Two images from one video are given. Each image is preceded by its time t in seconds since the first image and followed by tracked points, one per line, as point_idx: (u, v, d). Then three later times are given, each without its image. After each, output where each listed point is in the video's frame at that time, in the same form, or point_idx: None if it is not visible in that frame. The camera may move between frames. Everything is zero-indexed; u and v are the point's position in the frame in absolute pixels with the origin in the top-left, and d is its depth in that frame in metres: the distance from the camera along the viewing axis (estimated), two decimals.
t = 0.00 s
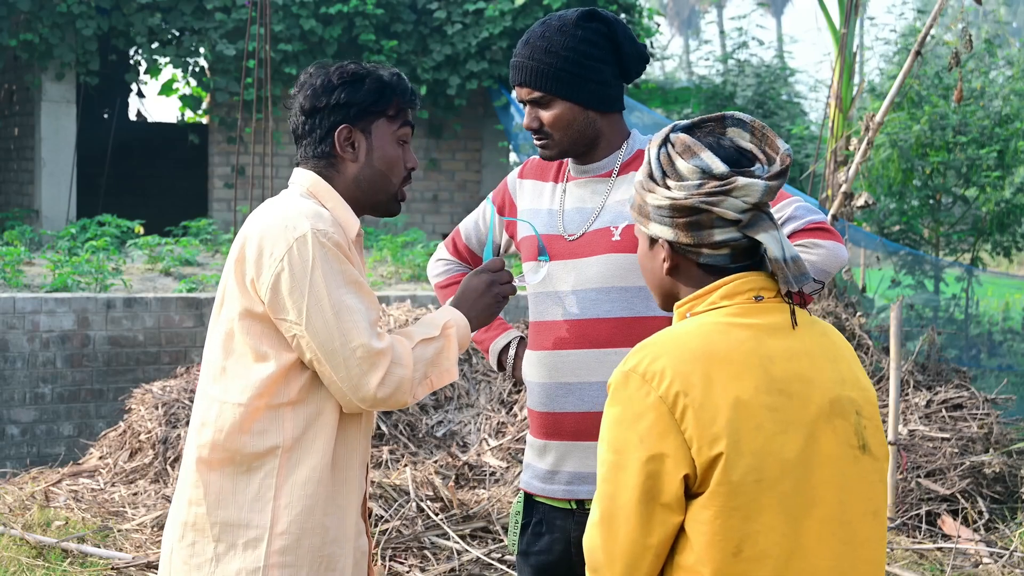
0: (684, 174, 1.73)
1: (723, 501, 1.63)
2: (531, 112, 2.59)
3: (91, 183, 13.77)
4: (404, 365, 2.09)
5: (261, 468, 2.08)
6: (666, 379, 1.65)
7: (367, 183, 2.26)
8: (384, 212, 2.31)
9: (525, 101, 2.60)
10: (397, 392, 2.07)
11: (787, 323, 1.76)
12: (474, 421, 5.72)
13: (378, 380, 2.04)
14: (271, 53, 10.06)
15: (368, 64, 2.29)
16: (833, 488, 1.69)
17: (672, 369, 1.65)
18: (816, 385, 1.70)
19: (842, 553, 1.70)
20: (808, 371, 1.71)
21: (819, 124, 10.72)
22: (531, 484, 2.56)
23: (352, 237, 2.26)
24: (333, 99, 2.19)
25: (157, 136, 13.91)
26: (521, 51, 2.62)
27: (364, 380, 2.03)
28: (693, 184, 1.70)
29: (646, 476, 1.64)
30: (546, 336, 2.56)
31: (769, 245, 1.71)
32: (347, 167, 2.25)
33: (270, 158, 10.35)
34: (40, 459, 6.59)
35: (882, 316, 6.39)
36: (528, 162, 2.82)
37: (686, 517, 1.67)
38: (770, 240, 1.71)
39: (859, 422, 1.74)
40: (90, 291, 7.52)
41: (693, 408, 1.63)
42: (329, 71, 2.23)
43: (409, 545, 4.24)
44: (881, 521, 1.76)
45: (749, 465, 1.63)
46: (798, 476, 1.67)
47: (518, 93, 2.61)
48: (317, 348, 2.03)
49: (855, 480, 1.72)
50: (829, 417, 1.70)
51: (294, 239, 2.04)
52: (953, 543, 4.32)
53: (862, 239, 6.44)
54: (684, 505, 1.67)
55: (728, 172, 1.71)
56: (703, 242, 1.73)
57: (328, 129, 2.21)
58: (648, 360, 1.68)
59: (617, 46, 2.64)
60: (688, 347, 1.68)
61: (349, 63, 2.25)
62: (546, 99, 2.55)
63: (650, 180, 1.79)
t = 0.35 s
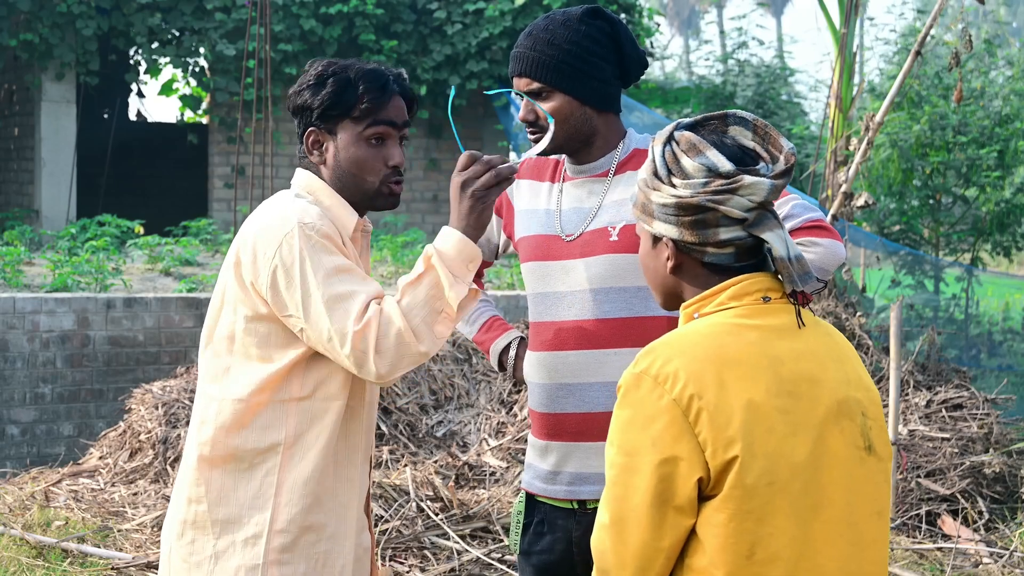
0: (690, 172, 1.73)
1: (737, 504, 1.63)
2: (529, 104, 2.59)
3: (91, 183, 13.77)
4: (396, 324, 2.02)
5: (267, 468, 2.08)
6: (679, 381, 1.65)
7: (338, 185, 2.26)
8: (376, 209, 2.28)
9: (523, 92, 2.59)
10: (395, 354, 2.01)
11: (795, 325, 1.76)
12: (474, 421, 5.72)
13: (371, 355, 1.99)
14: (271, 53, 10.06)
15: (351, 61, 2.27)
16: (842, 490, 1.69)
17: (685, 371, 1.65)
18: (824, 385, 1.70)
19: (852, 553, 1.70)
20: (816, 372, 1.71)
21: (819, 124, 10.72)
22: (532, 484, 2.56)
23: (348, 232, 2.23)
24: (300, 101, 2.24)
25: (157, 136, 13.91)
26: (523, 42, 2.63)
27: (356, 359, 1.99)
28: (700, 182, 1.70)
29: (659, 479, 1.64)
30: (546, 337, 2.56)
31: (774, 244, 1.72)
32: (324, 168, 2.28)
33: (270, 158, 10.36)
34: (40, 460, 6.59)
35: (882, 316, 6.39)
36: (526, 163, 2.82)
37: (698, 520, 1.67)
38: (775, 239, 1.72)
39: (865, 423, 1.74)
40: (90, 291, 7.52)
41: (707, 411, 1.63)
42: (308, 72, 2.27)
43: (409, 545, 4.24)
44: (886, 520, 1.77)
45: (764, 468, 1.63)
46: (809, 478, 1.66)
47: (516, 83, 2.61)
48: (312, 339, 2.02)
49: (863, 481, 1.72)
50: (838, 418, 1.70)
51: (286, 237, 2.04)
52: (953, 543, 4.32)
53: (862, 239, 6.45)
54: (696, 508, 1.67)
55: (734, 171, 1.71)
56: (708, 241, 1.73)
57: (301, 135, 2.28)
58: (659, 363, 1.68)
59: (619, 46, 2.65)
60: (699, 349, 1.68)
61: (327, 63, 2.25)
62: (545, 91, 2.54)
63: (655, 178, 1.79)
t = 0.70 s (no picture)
0: (684, 173, 1.73)
1: (739, 505, 1.63)
2: (527, 108, 2.58)
3: (91, 183, 13.78)
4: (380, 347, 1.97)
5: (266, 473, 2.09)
6: (682, 382, 1.65)
7: (375, 179, 2.26)
8: (395, 207, 2.32)
9: (522, 97, 2.59)
10: (379, 377, 1.97)
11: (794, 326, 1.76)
12: (475, 421, 5.71)
13: (351, 376, 1.96)
14: (271, 53, 10.06)
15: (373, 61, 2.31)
16: (843, 491, 1.69)
17: (687, 372, 1.65)
18: (825, 386, 1.70)
19: (854, 555, 1.70)
20: (817, 373, 1.71)
21: (819, 124, 10.73)
22: (530, 486, 2.56)
23: (355, 236, 2.28)
24: (342, 94, 2.21)
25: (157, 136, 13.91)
26: (518, 46, 2.63)
27: (335, 378, 1.97)
28: (693, 184, 1.70)
29: (661, 481, 1.64)
30: (545, 338, 2.56)
31: (769, 245, 1.71)
32: (356, 163, 2.25)
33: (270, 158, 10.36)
34: (40, 459, 6.59)
35: (882, 316, 6.39)
36: (523, 162, 2.84)
37: (700, 521, 1.68)
38: (771, 240, 1.71)
39: (866, 423, 1.74)
40: (90, 291, 7.52)
41: (709, 412, 1.63)
42: (334, 69, 2.25)
43: (409, 545, 4.24)
44: (886, 521, 1.77)
45: (766, 469, 1.63)
46: (810, 480, 1.66)
47: (515, 87, 2.61)
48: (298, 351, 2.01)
49: (864, 482, 1.72)
50: (839, 418, 1.70)
51: (280, 243, 2.04)
52: (953, 543, 4.32)
53: (862, 239, 6.45)
54: (698, 510, 1.67)
55: (727, 171, 1.71)
56: (703, 243, 1.73)
57: (336, 126, 2.22)
58: (661, 364, 1.68)
59: (615, 45, 2.64)
60: (700, 350, 1.68)
61: (353, 61, 2.27)
62: (543, 94, 2.54)
63: (650, 180, 1.79)
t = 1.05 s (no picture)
0: (684, 172, 1.74)
1: (734, 506, 1.63)
2: (526, 108, 2.58)
3: (91, 183, 13.78)
4: (303, 374, 2.04)
5: (258, 477, 2.11)
6: (678, 383, 1.65)
7: (385, 183, 2.30)
8: (402, 207, 2.37)
9: (520, 96, 2.59)
10: (286, 397, 2.04)
11: (793, 326, 1.76)
12: (474, 421, 5.71)
13: (263, 384, 2.02)
14: (271, 54, 10.06)
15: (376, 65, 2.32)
16: (841, 493, 1.69)
17: (684, 372, 1.65)
18: (824, 387, 1.70)
19: (851, 557, 1.70)
20: (817, 373, 1.71)
21: (819, 124, 10.73)
22: (530, 486, 2.56)
23: (355, 237, 2.28)
24: (354, 101, 2.21)
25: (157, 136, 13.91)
26: (517, 45, 2.63)
27: (249, 378, 2.02)
28: (692, 183, 1.70)
29: (656, 480, 1.64)
30: (544, 339, 2.56)
31: (768, 245, 1.70)
32: (368, 169, 2.28)
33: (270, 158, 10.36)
34: (40, 459, 6.59)
35: (882, 317, 6.39)
36: (522, 162, 2.82)
37: (697, 521, 1.67)
38: (770, 240, 1.71)
39: (865, 424, 1.74)
40: (90, 291, 7.52)
41: (704, 412, 1.63)
42: (342, 74, 2.25)
43: (409, 545, 4.24)
44: (885, 524, 1.77)
45: (761, 469, 1.63)
46: (806, 482, 1.66)
47: (514, 87, 2.61)
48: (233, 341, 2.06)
49: (863, 483, 1.72)
50: (837, 419, 1.70)
51: (261, 238, 2.08)
52: (953, 543, 4.32)
53: (862, 239, 6.45)
54: (695, 510, 1.67)
55: (726, 171, 1.71)
56: (702, 241, 1.72)
57: (350, 131, 2.23)
58: (658, 364, 1.68)
59: (614, 45, 2.64)
60: (695, 350, 1.68)
61: (360, 65, 2.27)
62: (542, 94, 2.55)
63: (651, 177, 1.80)
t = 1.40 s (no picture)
0: (683, 171, 1.74)
1: (732, 507, 1.63)
2: (569, 112, 2.53)
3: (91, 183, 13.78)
4: (287, 375, 2.04)
5: (250, 477, 2.11)
6: (676, 384, 1.65)
7: (379, 183, 2.30)
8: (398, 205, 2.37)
9: (559, 102, 2.53)
10: (268, 399, 2.05)
11: (790, 327, 1.76)
12: (474, 421, 5.71)
13: (248, 385, 2.02)
14: (272, 53, 10.06)
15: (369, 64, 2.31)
16: (838, 496, 1.70)
17: (682, 373, 1.65)
18: (823, 387, 1.71)
19: (848, 559, 1.70)
20: (815, 373, 1.71)
21: (819, 124, 10.73)
22: (531, 486, 2.56)
23: (348, 237, 2.29)
24: (345, 102, 2.21)
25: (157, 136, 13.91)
26: (536, 47, 2.56)
27: (233, 379, 2.03)
28: (691, 182, 1.71)
29: (654, 482, 1.64)
30: (547, 337, 2.56)
31: (768, 245, 1.69)
32: (359, 170, 2.28)
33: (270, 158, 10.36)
34: (40, 459, 6.59)
35: (882, 316, 6.40)
36: (519, 163, 2.81)
37: (695, 522, 1.67)
38: (769, 240, 1.70)
39: (863, 426, 1.75)
40: (90, 291, 7.52)
41: (703, 413, 1.63)
42: (334, 74, 2.24)
43: (409, 545, 4.24)
44: (884, 526, 1.77)
45: (760, 471, 1.63)
46: (804, 484, 1.66)
47: (546, 94, 2.53)
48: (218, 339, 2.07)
49: (862, 485, 1.73)
50: (835, 421, 1.70)
51: (253, 237, 2.08)
52: (953, 543, 4.32)
53: (862, 239, 6.47)
54: (693, 511, 1.67)
55: (726, 170, 1.70)
56: (702, 240, 1.72)
57: (342, 132, 2.23)
58: (657, 364, 1.68)
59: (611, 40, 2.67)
60: (694, 351, 1.68)
61: (353, 64, 2.26)
62: (585, 95, 2.52)
63: (653, 174, 1.81)
